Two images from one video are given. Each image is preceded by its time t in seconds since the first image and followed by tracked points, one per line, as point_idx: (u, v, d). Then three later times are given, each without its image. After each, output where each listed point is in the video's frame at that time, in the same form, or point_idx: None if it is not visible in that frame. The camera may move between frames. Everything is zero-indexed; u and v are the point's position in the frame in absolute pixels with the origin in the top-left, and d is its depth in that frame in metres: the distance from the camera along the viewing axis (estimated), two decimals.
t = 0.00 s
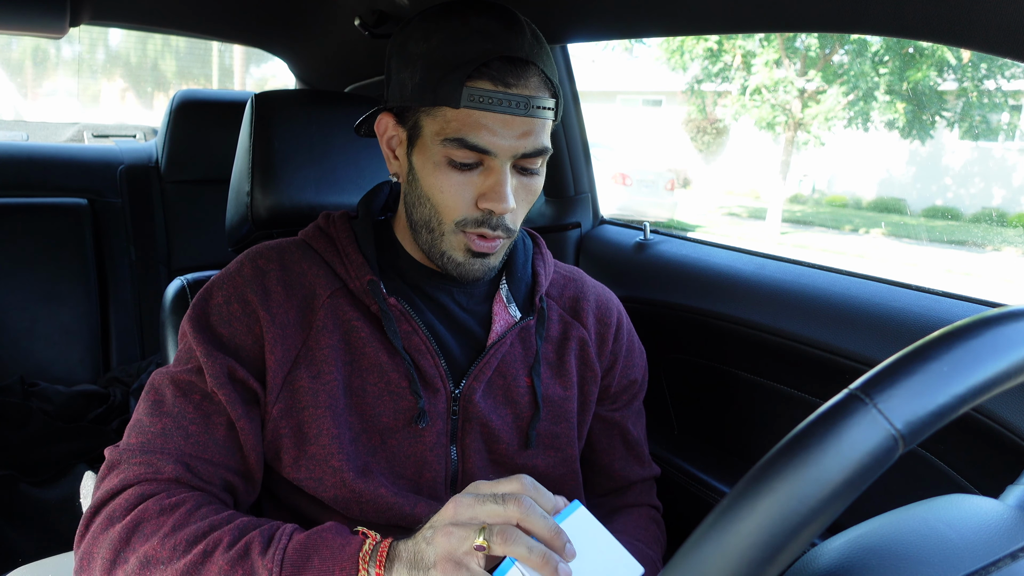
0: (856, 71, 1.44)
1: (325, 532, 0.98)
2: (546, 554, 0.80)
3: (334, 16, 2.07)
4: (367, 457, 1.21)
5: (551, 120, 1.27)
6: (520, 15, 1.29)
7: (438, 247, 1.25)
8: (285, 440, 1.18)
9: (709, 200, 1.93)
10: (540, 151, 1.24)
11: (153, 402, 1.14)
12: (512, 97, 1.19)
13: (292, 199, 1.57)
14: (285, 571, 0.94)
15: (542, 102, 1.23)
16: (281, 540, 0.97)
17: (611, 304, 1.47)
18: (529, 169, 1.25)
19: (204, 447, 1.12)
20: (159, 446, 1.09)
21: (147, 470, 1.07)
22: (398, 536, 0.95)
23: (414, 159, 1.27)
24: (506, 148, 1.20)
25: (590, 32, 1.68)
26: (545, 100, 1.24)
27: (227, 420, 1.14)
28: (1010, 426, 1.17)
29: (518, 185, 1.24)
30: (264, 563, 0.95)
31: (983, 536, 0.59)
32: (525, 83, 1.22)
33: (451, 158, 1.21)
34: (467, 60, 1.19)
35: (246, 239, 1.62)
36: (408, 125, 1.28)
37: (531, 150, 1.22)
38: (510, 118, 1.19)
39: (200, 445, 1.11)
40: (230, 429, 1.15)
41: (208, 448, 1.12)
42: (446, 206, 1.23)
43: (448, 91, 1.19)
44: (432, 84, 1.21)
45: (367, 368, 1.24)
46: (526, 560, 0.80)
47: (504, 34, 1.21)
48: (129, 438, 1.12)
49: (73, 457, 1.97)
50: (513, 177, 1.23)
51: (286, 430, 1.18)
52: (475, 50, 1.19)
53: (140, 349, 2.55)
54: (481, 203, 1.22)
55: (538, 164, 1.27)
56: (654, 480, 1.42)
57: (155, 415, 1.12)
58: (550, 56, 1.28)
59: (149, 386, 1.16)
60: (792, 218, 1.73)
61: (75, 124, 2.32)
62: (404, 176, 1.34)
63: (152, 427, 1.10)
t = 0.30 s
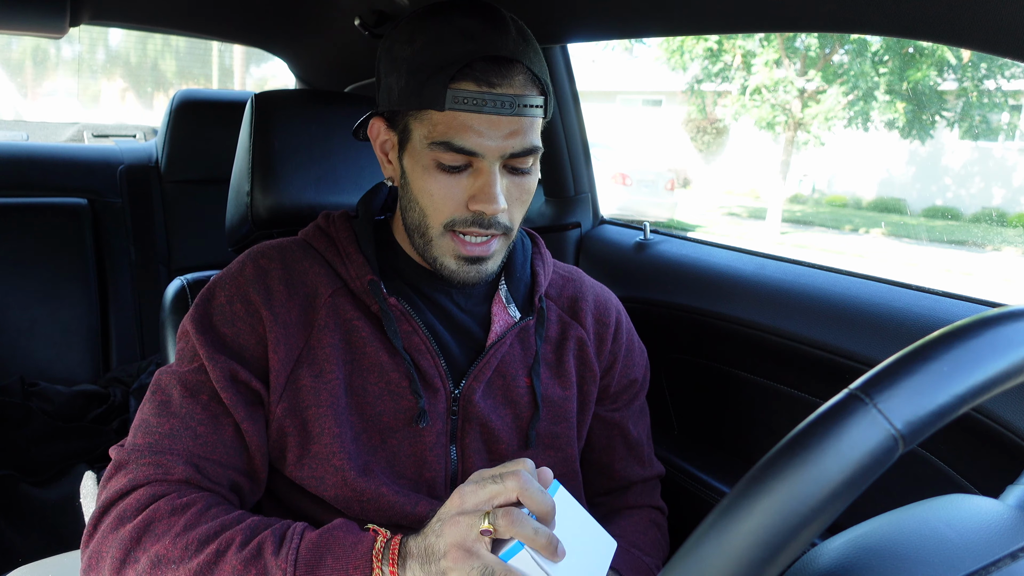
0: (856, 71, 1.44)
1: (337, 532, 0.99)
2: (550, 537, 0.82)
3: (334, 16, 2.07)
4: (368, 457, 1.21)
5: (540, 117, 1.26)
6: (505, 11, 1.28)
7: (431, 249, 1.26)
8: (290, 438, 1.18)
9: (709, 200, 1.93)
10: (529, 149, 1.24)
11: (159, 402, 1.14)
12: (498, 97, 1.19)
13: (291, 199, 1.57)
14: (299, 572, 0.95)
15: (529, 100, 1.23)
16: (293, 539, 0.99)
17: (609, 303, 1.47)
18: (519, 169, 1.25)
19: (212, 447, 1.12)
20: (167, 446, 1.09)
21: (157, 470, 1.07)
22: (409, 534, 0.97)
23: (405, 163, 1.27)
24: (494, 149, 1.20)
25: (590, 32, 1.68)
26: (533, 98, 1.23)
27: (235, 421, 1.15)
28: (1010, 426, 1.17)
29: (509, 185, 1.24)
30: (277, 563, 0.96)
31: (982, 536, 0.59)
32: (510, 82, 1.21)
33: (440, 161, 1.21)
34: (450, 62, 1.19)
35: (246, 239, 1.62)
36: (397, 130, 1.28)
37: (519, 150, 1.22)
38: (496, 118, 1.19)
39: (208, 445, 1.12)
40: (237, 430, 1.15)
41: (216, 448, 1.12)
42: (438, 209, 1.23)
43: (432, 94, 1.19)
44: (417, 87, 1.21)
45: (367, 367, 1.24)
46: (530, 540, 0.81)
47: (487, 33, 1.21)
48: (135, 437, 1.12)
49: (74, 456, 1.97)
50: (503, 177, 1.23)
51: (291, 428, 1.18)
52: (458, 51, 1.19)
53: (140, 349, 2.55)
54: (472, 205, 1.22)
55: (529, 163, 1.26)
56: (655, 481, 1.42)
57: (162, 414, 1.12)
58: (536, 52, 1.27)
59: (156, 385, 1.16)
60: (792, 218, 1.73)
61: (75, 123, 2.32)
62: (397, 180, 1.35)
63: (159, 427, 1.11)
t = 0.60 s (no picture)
0: (856, 71, 1.44)
1: (320, 532, 0.97)
2: (560, 518, 0.85)
3: (334, 16, 2.07)
4: (370, 460, 1.21)
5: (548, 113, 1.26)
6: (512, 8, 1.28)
7: (439, 244, 1.26)
8: (291, 442, 1.18)
9: (709, 200, 1.93)
10: (537, 143, 1.24)
11: (158, 403, 1.14)
12: (507, 91, 1.19)
13: (292, 199, 1.57)
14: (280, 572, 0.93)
15: (537, 95, 1.23)
16: (276, 539, 0.97)
17: (612, 307, 1.47)
18: (527, 163, 1.25)
19: (206, 448, 1.12)
20: (162, 445, 1.09)
21: (149, 469, 1.07)
22: (395, 533, 0.96)
23: (414, 156, 1.27)
24: (503, 143, 1.20)
25: (590, 32, 1.68)
26: (540, 93, 1.24)
27: (232, 421, 1.15)
28: (1010, 426, 1.17)
29: (517, 179, 1.24)
30: (259, 564, 0.95)
31: (983, 536, 0.59)
32: (519, 77, 1.21)
33: (450, 155, 1.21)
34: (459, 57, 1.19)
35: (246, 240, 1.62)
36: (406, 124, 1.28)
37: (528, 144, 1.22)
38: (506, 112, 1.19)
39: (203, 446, 1.12)
40: (235, 430, 1.15)
41: (210, 449, 1.12)
42: (447, 202, 1.23)
43: (444, 88, 1.19)
44: (427, 82, 1.20)
45: (371, 370, 1.24)
46: (544, 527, 0.85)
47: (497, 29, 1.21)
48: (133, 437, 1.12)
49: (73, 457, 1.97)
50: (512, 171, 1.23)
51: (292, 432, 1.18)
52: (468, 46, 1.19)
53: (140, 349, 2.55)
54: (481, 198, 1.22)
55: (536, 157, 1.27)
56: (656, 482, 1.42)
57: (160, 414, 1.12)
58: (542, 49, 1.28)
59: (155, 386, 1.16)
60: (792, 218, 1.73)
61: (75, 124, 2.32)
62: (404, 175, 1.35)
63: (156, 427, 1.11)
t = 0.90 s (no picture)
0: (856, 71, 1.44)
1: (296, 528, 0.98)
2: (536, 507, 0.87)
3: (333, 16, 2.07)
4: (371, 458, 1.21)
5: (541, 108, 1.26)
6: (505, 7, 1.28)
7: (436, 241, 1.26)
8: (288, 441, 1.18)
9: (709, 200, 1.93)
10: (531, 137, 1.24)
11: (152, 403, 1.14)
12: (500, 87, 1.20)
13: (292, 199, 1.57)
14: (253, 568, 0.94)
15: (530, 90, 1.23)
16: (250, 537, 0.97)
17: (612, 305, 1.47)
18: (522, 157, 1.25)
19: (196, 446, 1.11)
20: (151, 445, 1.09)
21: (135, 469, 1.07)
22: (370, 527, 0.96)
23: (409, 154, 1.27)
24: (497, 137, 1.20)
25: (590, 32, 1.68)
26: (533, 89, 1.24)
27: (223, 420, 1.14)
28: (1010, 426, 1.17)
29: (512, 174, 1.24)
30: (233, 561, 0.95)
31: (983, 535, 0.59)
32: (511, 73, 1.21)
33: (445, 150, 1.21)
34: (452, 54, 1.19)
35: (246, 239, 1.62)
36: (401, 123, 1.28)
37: (522, 138, 1.23)
38: (499, 106, 1.20)
39: (192, 443, 1.11)
40: (224, 428, 1.14)
41: (200, 446, 1.11)
42: (443, 198, 1.23)
43: (437, 84, 1.19)
44: (420, 80, 1.20)
45: (369, 367, 1.24)
46: (519, 510, 0.87)
47: (490, 25, 1.21)
48: (127, 439, 1.13)
49: (73, 456, 1.97)
50: (507, 165, 1.24)
51: (289, 431, 1.18)
52: (460, 42, 1.19)
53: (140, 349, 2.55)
54: (476, 192, 1.22)
55: (530, 152, 1.27)
56: (655, 481, 1.42)
57: (153, 415, 1.13)
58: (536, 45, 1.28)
59: (151, 387, 1.17)
60: (792, 218, 1.73)
61: (75, 124, 2.32)
62: (401, 174, 1.35)
63: (149, 427, 1.11)
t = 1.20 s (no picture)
0: (856, 71, 1.44)
1: (270, 494, 0.95)
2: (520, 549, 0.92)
3: (334, 16, 2.07)
4: (370, 459, 1.21)
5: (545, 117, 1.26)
6: (514, 13, 1.27)
7: (434, 248, 1.26)
8: (284, 442, 1.17)
9: (709, 200, 1.93)
10: (533, 148, 1.24)
11: (148, 402, 1.15)
12: (503, 96, 1.19)
13: (292, 199, 1.57)
14: (229, 539, 0.92)
15: (534, 100, 1.23)
16: (227, 509, 0.96)
17: (613, 305, 1.47)
18: (523, 168, 1.25)
19: (187, 440, 1.11)
20: (142, 439, 1.09)
21: (126, 462, 1.07)
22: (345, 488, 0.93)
23: (410, 158, 1.27)
24: (498, 148, 1.20)
25: (590, 32, 1.67)
26: (538, 98, 1.23)
27: (215, 416, 1.13)
28: (1011, 426, 1.17)
29: (512, 184, 1.24)
30: (211, 533, 0.93)
31: (984, 535, 0.59)
32: (515, 82, 1.21)
33: (445, 159, 1.21)
34: (455, 61, 1.19)
35: (246, 239, 1.62)
36: (404, 126, 1.28)
37: (524, 149, 1.22)
38: (501, 117, 1.19)
39: (183, 438, 1.10)
40: (216, 424, 1.14)
41: (192, 441, 1.11)
42: (442, 205, 1.23)
43: (439, 91, 1.18)
44: (423, 85, 1.21)
45: (369, 368, 1.24)
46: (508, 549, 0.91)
47: (495, 32, 1.21)
48: (122, 436, 1.13)
49: (73, 456, 1.97)
50: (507, 175, 1.23)
51: (285, 432, 1.18)
52: (464, 50, 1.19)
53: (140, 349, 2.55)
54: (475, 203, 1.22)
55: (532, 162, 1.26)
56: (656, 482, 1.42)
57: (147, 412, 1.13)
58: (543, 54, 1.27)
59: (145, 386, 1.17)
60: (792, 218, 1.72)
61: (76, 124, 2.32)
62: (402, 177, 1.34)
63: (142, 424, 1.11)
